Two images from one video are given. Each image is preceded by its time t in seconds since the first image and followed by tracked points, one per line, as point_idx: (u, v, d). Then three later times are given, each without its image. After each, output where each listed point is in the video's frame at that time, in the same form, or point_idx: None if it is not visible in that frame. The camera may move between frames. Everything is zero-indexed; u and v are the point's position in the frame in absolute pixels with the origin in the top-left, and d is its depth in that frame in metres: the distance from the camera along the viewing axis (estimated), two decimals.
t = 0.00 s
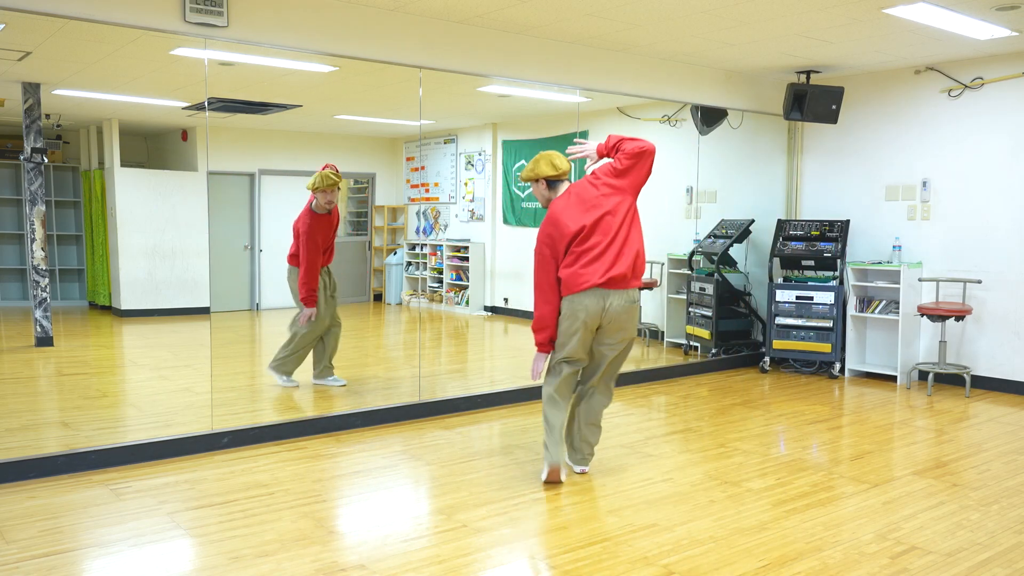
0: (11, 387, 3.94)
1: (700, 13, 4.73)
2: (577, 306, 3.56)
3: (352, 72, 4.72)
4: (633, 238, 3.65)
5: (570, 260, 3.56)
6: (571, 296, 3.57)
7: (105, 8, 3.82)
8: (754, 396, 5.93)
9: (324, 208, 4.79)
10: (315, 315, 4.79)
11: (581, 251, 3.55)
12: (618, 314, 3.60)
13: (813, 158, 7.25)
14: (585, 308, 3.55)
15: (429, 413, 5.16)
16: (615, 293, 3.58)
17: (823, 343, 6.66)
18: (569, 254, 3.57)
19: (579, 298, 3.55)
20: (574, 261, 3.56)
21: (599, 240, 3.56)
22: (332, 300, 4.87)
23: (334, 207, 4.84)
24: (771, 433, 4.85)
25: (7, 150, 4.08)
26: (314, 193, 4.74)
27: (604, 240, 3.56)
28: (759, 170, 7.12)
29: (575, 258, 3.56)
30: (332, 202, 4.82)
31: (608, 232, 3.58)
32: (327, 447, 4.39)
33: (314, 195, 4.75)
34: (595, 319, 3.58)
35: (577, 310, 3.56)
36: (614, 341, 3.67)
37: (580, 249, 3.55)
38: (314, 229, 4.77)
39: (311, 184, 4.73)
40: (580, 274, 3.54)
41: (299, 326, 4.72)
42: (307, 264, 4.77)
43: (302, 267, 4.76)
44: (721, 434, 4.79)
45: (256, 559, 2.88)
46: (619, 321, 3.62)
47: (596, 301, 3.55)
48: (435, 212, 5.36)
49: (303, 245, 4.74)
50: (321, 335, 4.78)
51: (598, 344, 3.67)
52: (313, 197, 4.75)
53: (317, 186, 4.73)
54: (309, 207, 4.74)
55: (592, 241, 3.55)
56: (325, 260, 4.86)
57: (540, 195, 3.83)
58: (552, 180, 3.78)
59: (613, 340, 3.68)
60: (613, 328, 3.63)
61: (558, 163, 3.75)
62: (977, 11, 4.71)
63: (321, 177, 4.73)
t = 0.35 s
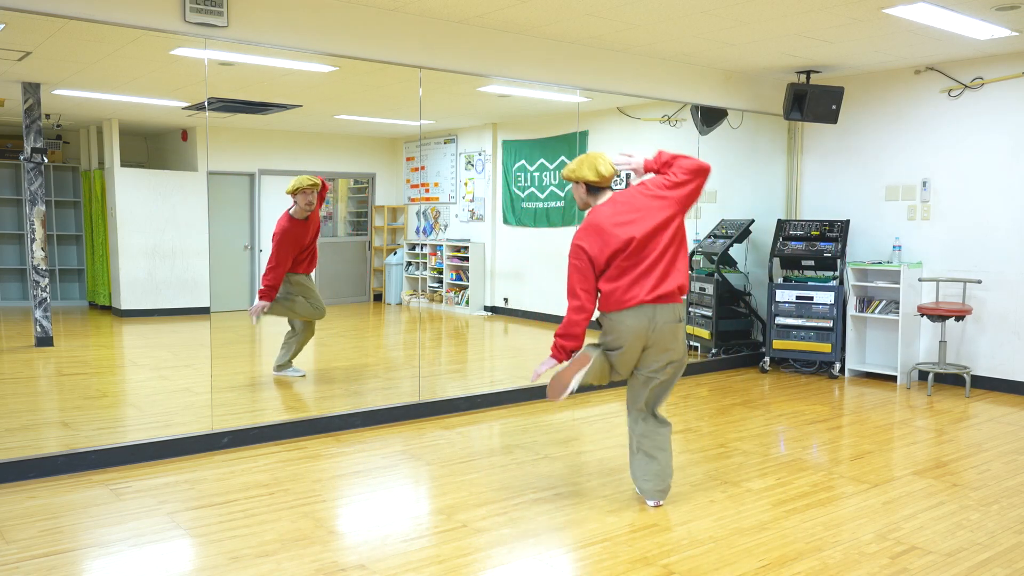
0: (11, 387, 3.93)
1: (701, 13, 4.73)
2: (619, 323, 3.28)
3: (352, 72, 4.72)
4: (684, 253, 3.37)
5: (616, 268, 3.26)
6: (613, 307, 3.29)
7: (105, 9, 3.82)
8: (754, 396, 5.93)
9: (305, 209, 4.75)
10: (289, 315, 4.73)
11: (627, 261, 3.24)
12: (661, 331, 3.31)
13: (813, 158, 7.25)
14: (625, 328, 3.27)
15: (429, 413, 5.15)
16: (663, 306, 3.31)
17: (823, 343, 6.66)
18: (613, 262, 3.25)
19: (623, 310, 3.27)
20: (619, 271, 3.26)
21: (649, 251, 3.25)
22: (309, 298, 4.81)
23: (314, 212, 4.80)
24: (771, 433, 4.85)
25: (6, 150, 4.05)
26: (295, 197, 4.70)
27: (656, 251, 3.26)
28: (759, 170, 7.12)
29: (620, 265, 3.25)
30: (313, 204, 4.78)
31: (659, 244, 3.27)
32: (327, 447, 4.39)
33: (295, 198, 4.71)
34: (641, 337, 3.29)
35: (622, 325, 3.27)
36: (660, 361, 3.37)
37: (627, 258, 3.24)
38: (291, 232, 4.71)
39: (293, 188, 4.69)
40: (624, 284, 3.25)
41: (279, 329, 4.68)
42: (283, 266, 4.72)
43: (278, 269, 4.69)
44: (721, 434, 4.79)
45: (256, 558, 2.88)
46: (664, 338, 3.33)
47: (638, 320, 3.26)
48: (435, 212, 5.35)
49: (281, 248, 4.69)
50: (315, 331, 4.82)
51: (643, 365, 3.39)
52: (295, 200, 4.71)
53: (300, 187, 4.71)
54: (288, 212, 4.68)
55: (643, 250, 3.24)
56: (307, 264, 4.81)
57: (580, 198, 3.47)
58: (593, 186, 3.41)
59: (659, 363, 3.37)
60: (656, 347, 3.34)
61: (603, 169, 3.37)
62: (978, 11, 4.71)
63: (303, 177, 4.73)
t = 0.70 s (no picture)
0: (11, 387, 3.96)
1: (701, 13, 4.73)
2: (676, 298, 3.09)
3: (352, 72, 4.73)
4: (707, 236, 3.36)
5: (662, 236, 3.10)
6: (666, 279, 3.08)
7: (105, 9, 3.84)
8: (754, 396, 5.93)
9: (292, 186, 4.71)
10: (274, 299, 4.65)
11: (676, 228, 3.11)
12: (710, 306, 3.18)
13: (813, 158, 7.26)
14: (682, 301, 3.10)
15: (429, 413, 5.15)
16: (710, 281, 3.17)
17: (823, 343, 6.66)
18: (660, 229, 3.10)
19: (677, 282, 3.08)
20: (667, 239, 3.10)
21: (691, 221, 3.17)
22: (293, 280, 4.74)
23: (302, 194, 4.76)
24: (771, 433, 4.85)
25: (6, 150, 4.05)
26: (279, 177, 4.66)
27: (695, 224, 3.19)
28: (759, 170, 7.12)
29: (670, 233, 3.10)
30: (300, 183, 4.75)
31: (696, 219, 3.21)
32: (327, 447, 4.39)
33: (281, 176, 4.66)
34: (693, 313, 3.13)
35: (683, 298, 3.09)
36: (705, 340, 3.23)
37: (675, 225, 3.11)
38: (276, 211, 4.65)
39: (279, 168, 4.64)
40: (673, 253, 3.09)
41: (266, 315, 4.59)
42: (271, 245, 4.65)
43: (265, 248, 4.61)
44: (721, 434, 4.78)
45: (256, 559, 2.88)
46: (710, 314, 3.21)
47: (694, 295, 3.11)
48: (435, 212, 5.35)
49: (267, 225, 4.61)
50: (316, 331, 4.77)
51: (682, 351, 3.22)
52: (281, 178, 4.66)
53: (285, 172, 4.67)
54: (275, 189, 4.63)
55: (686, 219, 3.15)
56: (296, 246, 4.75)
57: (615, 162, 3.34)
58: (632, 152, 3.27)
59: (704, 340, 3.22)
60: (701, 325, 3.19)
61: (646, 136, 3.23)
62: (977, 11, 4.71)
63: (291, 159, 4.69)
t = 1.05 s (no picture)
0: (11, 387, 3.91)
1: (701, 13, 4.73)
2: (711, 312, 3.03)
3: (352, 72, 4.73)
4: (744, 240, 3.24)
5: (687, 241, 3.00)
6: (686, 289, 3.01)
7: (105, 9, 3.84)
8: (754, 396, 5.93)
9: (274, 187, 4.65)
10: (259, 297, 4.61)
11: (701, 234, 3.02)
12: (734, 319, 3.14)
13: (813, 158, 7.26)
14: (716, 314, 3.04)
15: (429, 413, 5.16)
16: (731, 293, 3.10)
17: (823, 343, 6.66)
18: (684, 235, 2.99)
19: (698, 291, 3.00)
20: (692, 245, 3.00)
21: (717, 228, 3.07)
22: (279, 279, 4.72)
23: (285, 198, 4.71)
24: (771, 433, 4.85)
25: (6, 150, 4.01)
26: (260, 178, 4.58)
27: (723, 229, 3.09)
28: (759, 170, 7.12)
29: (697, 239, 2.99)
30: (281, 183, 4.69)
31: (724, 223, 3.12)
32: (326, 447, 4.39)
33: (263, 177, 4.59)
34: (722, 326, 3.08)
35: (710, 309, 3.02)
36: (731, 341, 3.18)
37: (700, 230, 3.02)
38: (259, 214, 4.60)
39: (259, 169, 4.56)
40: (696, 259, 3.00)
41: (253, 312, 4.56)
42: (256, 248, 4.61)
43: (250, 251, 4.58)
44: (721, 434, 4.78)
45: (256, 559, 2.88)
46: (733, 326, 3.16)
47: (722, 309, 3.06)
48: (435, 212, 5.34)
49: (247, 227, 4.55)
50: (315, 330, 4.77)
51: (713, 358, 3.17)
52: (262, 178, 4.59)
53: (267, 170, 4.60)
54: (258, 192, 4.57)
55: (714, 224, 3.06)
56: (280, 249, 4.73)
57: (645, 157, 3.21)
58: (662, 148, 3.14)
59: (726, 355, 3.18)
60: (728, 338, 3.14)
61: (677, 130, 3.08)
62: (978, 11, 4.71)
63: (272, 158, 4.62)
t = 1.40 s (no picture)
0: (11, 387, 3.92)
1: (701, 13, 4.73)
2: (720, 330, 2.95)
3: (353, 72, 4.72)
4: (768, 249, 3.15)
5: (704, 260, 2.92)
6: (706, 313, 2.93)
7: (105, 9, 3.84)
8: (754, 396, 5.93)
9: (268, 198, 4.62)
10: (265, 299, 4.59)
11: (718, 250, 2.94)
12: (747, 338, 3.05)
13: (813, 158, 7.26)
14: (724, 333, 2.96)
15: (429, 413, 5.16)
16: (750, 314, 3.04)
17: (823, 343, 6.66)
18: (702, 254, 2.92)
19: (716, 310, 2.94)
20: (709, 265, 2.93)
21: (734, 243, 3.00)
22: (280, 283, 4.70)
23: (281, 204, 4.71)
24: (772, 433, 4.85)
25: (5, 150, 4.00)
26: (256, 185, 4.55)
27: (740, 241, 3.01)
28: (759, 170, 7.12)
29: (716, 258, 2.91)
30: (274, 192, 4.66)
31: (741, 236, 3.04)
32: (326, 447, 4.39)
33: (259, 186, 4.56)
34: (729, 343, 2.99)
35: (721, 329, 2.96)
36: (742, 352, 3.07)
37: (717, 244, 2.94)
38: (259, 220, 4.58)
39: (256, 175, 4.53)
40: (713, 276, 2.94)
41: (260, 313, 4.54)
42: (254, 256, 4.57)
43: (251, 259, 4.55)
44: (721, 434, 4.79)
45: (256, 559, 2.88)
46: (748, 348, 3.07)
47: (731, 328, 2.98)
48: (435, 212, 5.34)
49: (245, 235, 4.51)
50: (316, 330, 4.80)
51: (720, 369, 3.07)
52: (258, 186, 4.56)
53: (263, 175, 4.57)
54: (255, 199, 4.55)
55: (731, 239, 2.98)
56: (283, 252, 4.72)
57: (677, 168, 3.12)
58: (692, 153, 3.05)
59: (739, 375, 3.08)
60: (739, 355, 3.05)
61: (706, 132, 3.01)
62: (978, 11, 4.71)
63: (268, 165, 4.60)
